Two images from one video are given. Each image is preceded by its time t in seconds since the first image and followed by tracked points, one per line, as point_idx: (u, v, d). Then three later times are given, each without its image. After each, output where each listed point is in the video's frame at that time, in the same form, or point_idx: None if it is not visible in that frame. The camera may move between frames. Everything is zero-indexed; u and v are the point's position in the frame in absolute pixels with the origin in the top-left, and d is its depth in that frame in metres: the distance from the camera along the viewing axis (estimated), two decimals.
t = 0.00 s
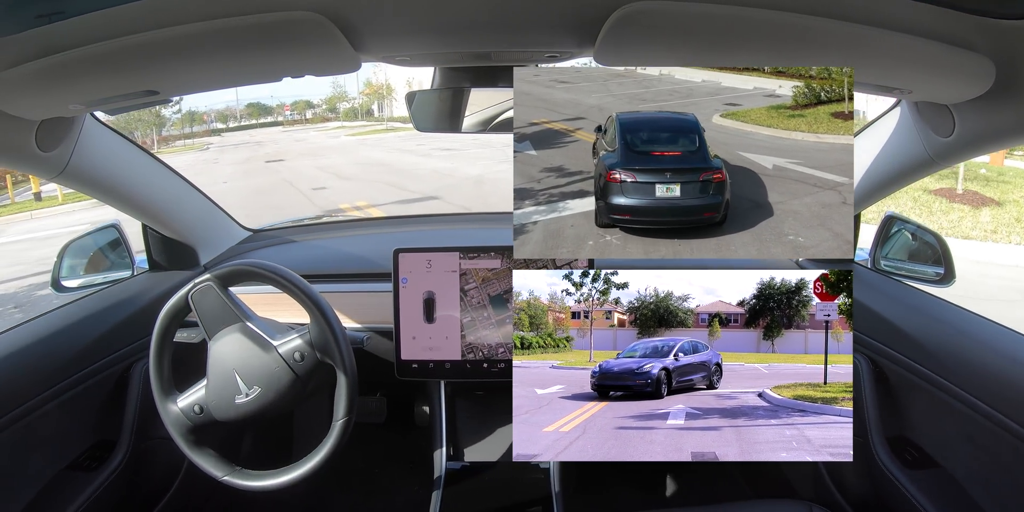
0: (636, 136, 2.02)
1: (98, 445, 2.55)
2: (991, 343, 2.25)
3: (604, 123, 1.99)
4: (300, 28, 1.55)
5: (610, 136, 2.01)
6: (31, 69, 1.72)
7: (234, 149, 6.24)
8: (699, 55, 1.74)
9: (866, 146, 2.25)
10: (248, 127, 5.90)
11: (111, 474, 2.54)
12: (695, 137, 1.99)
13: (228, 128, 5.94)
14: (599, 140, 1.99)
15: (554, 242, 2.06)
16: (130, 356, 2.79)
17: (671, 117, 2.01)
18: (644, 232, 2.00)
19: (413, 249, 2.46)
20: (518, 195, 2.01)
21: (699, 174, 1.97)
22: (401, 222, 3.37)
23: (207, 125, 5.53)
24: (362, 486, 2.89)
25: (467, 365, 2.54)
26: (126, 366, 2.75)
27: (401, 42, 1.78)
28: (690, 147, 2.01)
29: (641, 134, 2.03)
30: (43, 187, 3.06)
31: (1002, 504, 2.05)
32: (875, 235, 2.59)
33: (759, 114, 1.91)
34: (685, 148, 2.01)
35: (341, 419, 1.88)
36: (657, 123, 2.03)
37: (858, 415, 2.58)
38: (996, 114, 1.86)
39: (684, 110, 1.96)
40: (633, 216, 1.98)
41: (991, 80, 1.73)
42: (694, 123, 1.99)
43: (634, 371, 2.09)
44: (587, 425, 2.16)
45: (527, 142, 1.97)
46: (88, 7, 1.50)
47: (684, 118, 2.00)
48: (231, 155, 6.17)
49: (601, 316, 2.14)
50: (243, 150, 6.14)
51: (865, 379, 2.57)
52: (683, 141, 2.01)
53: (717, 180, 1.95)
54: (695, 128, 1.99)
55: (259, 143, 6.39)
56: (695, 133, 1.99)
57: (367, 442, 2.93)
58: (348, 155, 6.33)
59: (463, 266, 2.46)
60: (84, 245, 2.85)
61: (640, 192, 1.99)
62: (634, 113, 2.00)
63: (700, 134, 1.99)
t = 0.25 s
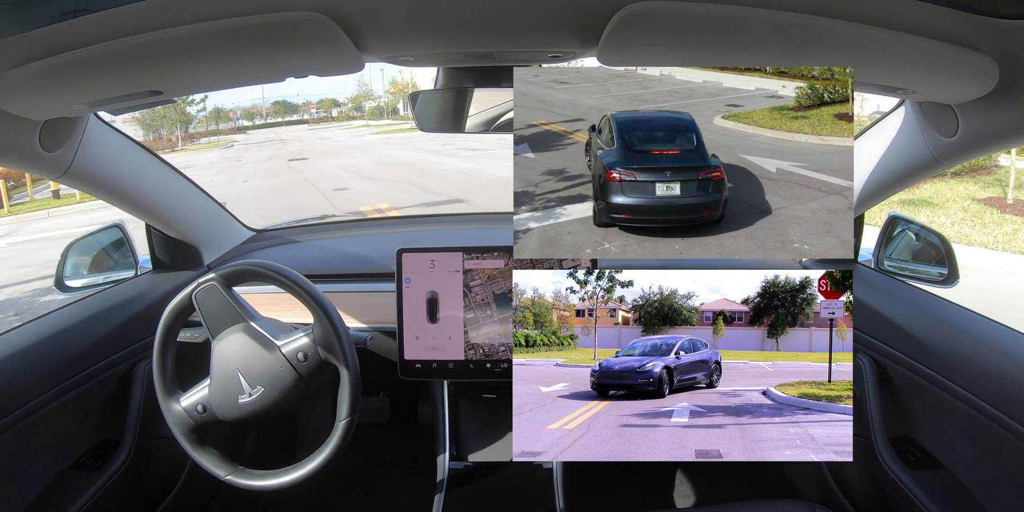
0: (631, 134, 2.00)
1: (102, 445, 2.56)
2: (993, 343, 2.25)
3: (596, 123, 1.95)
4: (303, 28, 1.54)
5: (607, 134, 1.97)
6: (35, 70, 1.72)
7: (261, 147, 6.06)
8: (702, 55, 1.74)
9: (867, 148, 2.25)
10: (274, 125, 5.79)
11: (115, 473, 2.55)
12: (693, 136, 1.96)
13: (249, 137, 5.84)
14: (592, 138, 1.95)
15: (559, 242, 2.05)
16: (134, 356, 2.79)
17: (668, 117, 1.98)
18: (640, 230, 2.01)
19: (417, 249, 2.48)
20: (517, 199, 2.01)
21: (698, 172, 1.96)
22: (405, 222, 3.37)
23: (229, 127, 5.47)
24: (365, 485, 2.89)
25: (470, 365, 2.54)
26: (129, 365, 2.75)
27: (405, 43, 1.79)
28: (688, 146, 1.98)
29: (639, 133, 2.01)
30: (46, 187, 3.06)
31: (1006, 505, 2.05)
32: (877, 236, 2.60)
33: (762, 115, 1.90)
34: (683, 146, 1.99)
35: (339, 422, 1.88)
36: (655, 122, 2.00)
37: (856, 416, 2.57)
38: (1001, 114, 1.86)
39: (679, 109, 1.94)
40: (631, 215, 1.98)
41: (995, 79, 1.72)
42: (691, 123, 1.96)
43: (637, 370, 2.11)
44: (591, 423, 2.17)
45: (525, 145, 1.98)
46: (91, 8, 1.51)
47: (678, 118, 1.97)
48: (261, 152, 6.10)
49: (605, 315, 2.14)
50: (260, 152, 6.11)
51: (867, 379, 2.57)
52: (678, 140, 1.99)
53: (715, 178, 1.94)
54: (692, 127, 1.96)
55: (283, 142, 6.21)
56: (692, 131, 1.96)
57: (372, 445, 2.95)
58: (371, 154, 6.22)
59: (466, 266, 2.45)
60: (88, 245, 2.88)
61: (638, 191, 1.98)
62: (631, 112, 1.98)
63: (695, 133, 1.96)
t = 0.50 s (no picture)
0: (630, 134, 2.02)
1: (106, 444, 2.56)
2: (996, 343, 2.25)
3: (592, 123, 2.00)
4: (306, 29, 1.54)
5: (604, 134, 2.01)
6: (38, 70, 1.72)
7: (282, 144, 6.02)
8: (704, 55, 1.74)
9: (866, 153, 2.31)
10: (297, 122, 5.71)
11: (119, 472, 2.55)
12: (691, 135, 1.98)
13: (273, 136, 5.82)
14: (587, 138, 1.99)
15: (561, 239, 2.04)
16: (139, 355, 2.80)
17: (666, 117, 1.99)
18: (641, 229, 2.01)
19: (421, 249, 2.47)
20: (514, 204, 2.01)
21: (699, 171, 1.98)
22: (408, 222, 3.37)
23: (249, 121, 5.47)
24: (369, 485, 2.89)
25: (474, 365, 2.54)
26: (133, 366, 2.76)
27: (408, 43, 1.79)
28: (688, 145, 2.00)
29: (638, 132, 2.02)
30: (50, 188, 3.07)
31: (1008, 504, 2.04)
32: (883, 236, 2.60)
33: (767, 117, 1.92)
34: (682, 146, 2.01)
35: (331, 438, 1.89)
36: (654, 122, 2.01)
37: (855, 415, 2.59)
38: (1004, 114, 1.86)
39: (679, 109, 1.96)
40: (632, 215, 1.99)
41: (998, 79, 1.72)
42: (689, 122, 1.98)
43: (636, 367, 2.09)
44: (592, 423, 2.16)
45: (525, 147, 1.99)
46: (95, 9, 1.51)
47: (678, 117, 1.98)
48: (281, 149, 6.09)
49: (609, 313, 2.14)
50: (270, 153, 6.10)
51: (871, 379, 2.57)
52: (677, 139, 2.01)
53: (715, 177, 1.96)
54: (690, 127, 1.98)
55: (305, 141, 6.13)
56: (691, 131, 1.98)
57: (375, 445, 2.95)
58: (393, 154, 6.02)
59: (470, 266, 2.45)
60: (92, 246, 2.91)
61: (639, 191, 2.00)
62: (628, 112, 1.99)
63: (694, 133, 1.98)
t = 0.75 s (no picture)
0: (633, 134, 2.02)
1: (108, 443, 2.56)
2: (999, 344, 2.25)
3: (592, 123, 1.98)
4: (308, 28, 1.54)
5: (604, 134, 2.01)
6: (42, 69, 1.73)
7: (301, 144, 6.00)
8: (707, 56, 1.74)
9: (866, 154, 2.30)
10: (317, 121, 5.57)
11: (121, 471, 2.56)
12: (693, 135, 1.99)
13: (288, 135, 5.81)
14: (586, 138, 1.98)
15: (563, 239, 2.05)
16: (142, 355, 2.80)
17: (669, 116, 1.99)
18: (645, 229, 2.01)
19: (423, 249, 2.47)
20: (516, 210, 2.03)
21: (702, 170, 2.00)
22: (411, 222, 3.37)
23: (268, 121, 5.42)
24: (371, 485, 2.89)
25: (476, 365, 2.54)
26: (135, 365, 2.76)
27: (411, 43, 1.79)
28: (691, 145, 2.00)
29: (639, 132, 2.03)
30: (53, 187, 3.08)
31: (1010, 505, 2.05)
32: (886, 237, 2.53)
33: (776, 119, 1.94)
34: (685, 146, 2.01)
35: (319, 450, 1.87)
36: (657, 122, 2.01)
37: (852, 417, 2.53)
38: (1007, 114, 1.85)
39: (681, 109, 1.96)
40: (637, 213, 1.99)
41: (1002, 79, 1.71)
42: (691, 123, 1.98)
43: (636, 367, 2.10)
44: (595, 420, 2.17)
45: (529, 150, 2.00)
46: (99, 9, 1.52)
47: (679, 118, 1.98)
48: (297, 148, 6.08)
49: (611, 311, 2.12)
50: (282, 152, 6.11)
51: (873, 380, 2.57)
52: (680, 138, 2.01)
53: (720, 176, 1.97)
54: (692, 127, 1.99)
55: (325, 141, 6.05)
56: (693, 131, 1.99)
57: (374, 445, 2.95)
58: (413, 152, 5.79)
59: (473, 266, 2.45)
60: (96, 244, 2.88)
61: (643, 190, 2.01)
62: (631, 113, 1.99)
63: (696, 132, 1.99)
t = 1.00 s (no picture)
0: (637, 134, 2.04)
1: (106, 443, 2.56)
2: (997, 344, 2.25)
3: (594, 123, 1.97)
4: (305, 28, 1.54)
5: (606, 134, 2.01)
6: (40, 69, 1.73)
7: (312, 142, 6.01)
8: (705, 55, 1.74)
9: (867, 152, 2.31)
10: (327, 125, 5.57)
11: (120, 471, 2.56)
12: (697, 135, 1.98)
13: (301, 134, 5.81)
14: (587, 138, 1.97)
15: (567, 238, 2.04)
16: (140, 354, 2.80)
17: (672, 117, 1.99)
18: (652, 230, 1.98)
19: (421, 249, 2.47)
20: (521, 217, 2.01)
21: (706, 170, 1.97)
22: (409, 222, 3.37)
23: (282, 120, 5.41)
24: (368, 484, 2.88)
25: (474, 365, 2.54)
26: (133, 365, 2.76)
27: (409, 43, 1.79)
28: (694, 145, 2.00)
29: (643, 133, 2.05)
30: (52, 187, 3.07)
31: (1009, 505, 2.04)
32: (883, 237, 2.60)
33: (786, 122, 1.92)
34: (689, 147, 2.01)
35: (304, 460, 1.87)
36: (660, 122, 2.02)
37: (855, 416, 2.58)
38: (1005, 115, 1.85)
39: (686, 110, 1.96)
40: (643, 215, 1.96)
41: (999, 80, 1.71)
42: (694, 123, 1.98)
43: (636, 366, 2.11)
44: (595, 418, 2.16)
45: (534, 154, 1.99)
46: (96, 8, 1.51)
47: (683, 118, 1.98)
48: (311, 145, 6.09)
49: (612, 309, 2.15)
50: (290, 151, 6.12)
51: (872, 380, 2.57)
52: (684, 139, 2.00)
53: (725, 176, 1.94)
54: (696, 127, 1.98)
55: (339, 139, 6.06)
56: (697, 131, 1.98)
57: (373, 445, 2.95)
58: (422, 152, 6.09)
59: (471, 266, 2.45)
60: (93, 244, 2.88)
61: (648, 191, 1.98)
62: (633, 113, 2.01)
63: (701, 133, 1.97)
